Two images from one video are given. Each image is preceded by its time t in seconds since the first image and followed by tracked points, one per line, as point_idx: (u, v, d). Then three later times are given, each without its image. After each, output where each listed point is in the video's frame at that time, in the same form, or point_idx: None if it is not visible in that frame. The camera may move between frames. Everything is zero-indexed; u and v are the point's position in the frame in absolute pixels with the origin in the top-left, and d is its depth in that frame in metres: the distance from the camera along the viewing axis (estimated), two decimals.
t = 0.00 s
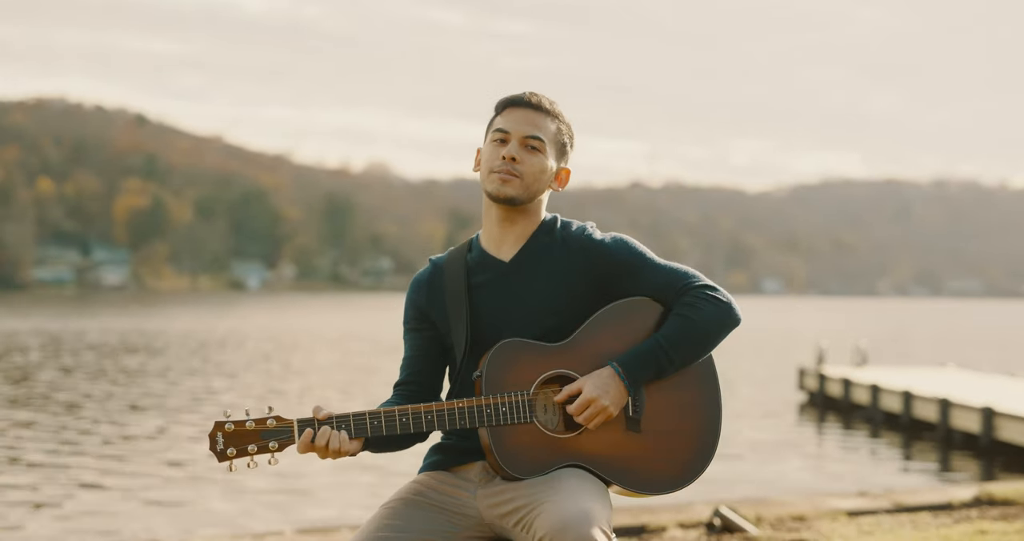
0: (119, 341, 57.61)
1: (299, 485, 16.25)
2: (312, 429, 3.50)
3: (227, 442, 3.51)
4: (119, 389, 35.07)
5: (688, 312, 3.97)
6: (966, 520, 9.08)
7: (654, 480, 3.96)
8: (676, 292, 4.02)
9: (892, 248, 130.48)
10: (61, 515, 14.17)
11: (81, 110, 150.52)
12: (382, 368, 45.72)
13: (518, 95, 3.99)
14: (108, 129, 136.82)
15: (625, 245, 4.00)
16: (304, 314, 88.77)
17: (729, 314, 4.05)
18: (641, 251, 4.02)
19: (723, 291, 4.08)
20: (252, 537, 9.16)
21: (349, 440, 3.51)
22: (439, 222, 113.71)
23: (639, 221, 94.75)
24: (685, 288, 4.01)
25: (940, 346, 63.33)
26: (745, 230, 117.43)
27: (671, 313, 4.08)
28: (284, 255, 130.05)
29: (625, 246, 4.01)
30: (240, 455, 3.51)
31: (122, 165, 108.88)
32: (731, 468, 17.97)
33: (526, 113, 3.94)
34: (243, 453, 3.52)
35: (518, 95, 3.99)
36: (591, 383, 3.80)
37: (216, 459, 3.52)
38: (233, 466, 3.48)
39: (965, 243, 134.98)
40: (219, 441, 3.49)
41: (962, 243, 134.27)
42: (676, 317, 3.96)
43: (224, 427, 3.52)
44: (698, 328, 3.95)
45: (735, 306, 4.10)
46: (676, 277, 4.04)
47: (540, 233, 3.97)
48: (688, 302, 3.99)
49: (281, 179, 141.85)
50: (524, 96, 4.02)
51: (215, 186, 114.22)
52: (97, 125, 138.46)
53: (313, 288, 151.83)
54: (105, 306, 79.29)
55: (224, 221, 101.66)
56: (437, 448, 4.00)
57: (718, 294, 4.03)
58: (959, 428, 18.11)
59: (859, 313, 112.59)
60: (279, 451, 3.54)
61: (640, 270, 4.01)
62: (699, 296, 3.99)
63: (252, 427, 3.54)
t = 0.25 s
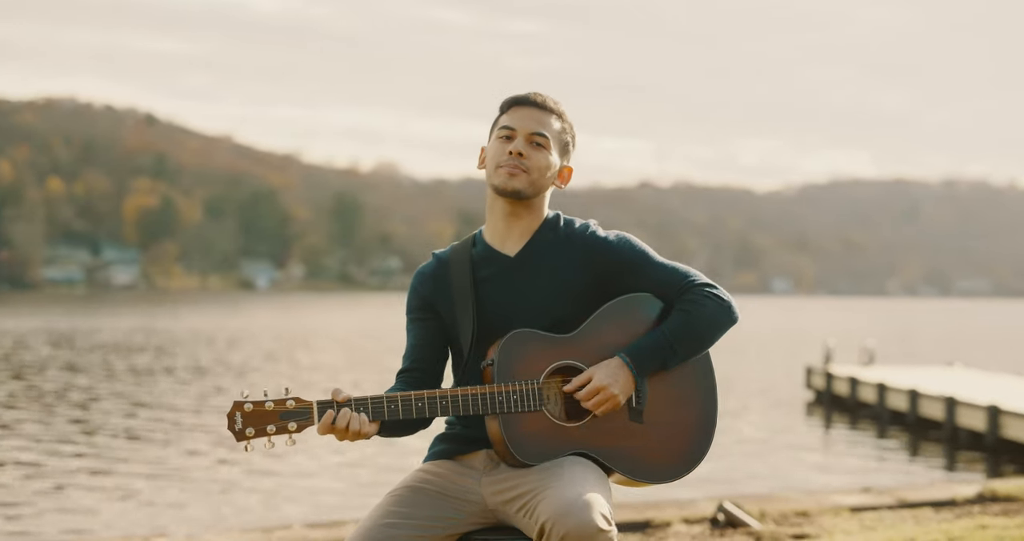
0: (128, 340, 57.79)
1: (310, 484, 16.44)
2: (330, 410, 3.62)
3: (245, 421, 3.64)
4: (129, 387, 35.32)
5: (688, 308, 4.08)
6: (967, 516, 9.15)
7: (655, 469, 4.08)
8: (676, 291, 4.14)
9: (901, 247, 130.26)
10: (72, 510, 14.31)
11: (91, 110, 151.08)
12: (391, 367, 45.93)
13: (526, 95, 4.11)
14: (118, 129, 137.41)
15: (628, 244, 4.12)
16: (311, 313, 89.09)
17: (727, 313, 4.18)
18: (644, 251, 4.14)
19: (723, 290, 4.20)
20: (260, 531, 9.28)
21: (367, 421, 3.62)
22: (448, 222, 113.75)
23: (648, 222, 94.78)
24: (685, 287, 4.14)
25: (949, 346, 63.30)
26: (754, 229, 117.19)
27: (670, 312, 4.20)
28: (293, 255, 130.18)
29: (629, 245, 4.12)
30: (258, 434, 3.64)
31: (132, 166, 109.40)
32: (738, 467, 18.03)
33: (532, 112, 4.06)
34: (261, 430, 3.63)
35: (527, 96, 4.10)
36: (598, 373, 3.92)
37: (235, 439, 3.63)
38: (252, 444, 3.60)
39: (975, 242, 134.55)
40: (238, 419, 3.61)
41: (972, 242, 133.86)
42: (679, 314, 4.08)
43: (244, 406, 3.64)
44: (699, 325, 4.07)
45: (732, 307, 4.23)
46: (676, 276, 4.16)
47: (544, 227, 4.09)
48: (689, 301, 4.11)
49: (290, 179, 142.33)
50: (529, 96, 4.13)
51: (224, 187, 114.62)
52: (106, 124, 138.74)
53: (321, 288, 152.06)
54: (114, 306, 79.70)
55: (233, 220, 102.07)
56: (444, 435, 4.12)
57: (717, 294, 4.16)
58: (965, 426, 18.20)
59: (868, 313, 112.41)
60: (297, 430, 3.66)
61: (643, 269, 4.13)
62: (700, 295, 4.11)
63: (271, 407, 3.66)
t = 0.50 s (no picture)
0: (133, 340, 57.89)
1: (316, 481, 16.56)
2: (347, 386, 3.70)
3: (266, 396, 3.72)
4: (134, 386, 35.46)
5: (690, 303, 4.19)
6: (965, 509, 9.25)
7: (657, 456, 4.19)
8: (679, 286, 4.24)
9: (906, 246, 130.13)
10: (81, 506, 14.39)
11: (97, 110, 151.44)
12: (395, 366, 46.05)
13: (532, 89, 4.18)
14: (124, 128, 137.75)
15: (632, 239, 4.21)
16: (316, 313, 89.31)
17: (728, 307, 4.27)
18: (647, 246, 4.24)
19: (723, 287, 4.30)
20: (268, 524, 9.36)
21: (387, 396, 3.70)
22: (453, 221, 113.88)
23: (652, 221, 94.83)
24: (687, 283, 4.24)
25: (953, 345, 63.38)
26: (760, 228, 117.13)
27: (673, 305, 4.29)
28: (298, 254, 130.25)
29: (633, 240, 4.21)
30: (276, 409, 3.72)
31: (138, 166, 109.68)
32: (743, 465, 18.10)
33: (537, 106, 4.14)
34: (280, 406, 3.72)
35: (533, 91, 4.18)
36: (605, 359, 4.02)
37: (257, 412, 3.72)
38: (272, 418, 3.69)
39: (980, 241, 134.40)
40: (260, 394, 3.69)
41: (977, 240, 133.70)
42: (681, 309, 4.18)
43: (265, 379, 3.72)
44: (699, 318, 4.17)
45: (733, 302, 4.32)
46: (678, 272, 4.26)
47: (550, 220, 4.16)
48: (690, 296, 4.21)
49: (295, 179, 142.56)
50: (536, 91, 4.21)
51: (229, 187, 114.84)
52: (111, 124, 138.88)
53: (326, 288, 152.18)
54: (121, 305, 79.98)
55: (239, 219, 102.31)
56: (450, 421, 4.21)
57: (717, 290, 4.26)
58: (969, 423, 18.28)
59: (873, 312, 112.36)
60: (318, 406, 3.75)
61: (646, 263, 4.23)
62: (702, 291, 4.21)
63: (293, 382, 3.74)
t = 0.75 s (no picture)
0: (139, 338, 58.20)
1: (322, 475, 16.69)
2: (358, 370, 3.82)
3: (279, 380, 3.84)
4: (140, 384, 35.64)
5: (690, 296, 4.29)
6: (966, 501, 9.34)
7: (658, 441, 4.29)
8: (679, 278, 4.35)
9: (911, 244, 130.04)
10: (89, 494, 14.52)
11: (103, 110, 151.92)
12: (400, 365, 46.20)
13: (534, 85, 4.23)
14: (129, 127, 138.16)
15: (634, 231, 4.31)
16: (321, 311, 89.54)
17: (727, 299, 4.38)
18: (648, 238, 4.34)
19: (723, 279, 4.41)
20: (275, 516, 9.46)
21: (398, 382, 3.82)
22: (459, 219, 114.04)
23: (657, 219, 94.92)
24: (688, 275, 4.34)
25: (957, 344, 63.40)
26: (765, 227, 117.18)
27: (674, 296, 4.40)
28: (304, 253, 130.62)
29: (634, 233, 4.31)
30: (287, 394, 3.84)
31: (143, 164, 110.03)
32: (746, 462, 18.17)
33: (538, 103, 4.19)
34: (291, 390, 3.84)
35: (535, 86, 4.24)
36: (609, 351, 4.12)
37: (268, 395, 3.85)
38: (284, 403, 3.80)
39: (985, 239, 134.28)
40: (272, 377, 3.82)
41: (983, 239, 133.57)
42: (683, 300, 4.29)
43: (277, 365, 3.84)
44: (700, 308, 4.28)
45: (734, 295, 4.42)
46: (679, 263, 4.37)
47: (553, 213, 4.26)
48: (691, 287, 4.31)
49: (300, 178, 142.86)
50: (537, 89, 4.23)
51: (234, 186, 115.17)
52: (117, 125, 139.46)
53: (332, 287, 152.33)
54: (126, 303, 80.25)
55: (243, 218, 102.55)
56: (456, 408, 4.33)
57: (717, 283, 4.37)
58: (970, 419, 18.38)
59: (877, 311, 112.33)
60: (327, 392, 3.86)
61: (647, 254, 4.33)
62: (702, 283, 4.31)
63: (304, 367, 3.87)
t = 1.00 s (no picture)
0: (143, 338, 58.42)
1: (327, 471, 16.81)
2: (365, 364, 3.93)
3: (287, 374, 3.96)
4: (144, 383, 35.78)
5: (686, 291, 4.42)
6: (963, 497, 9.45)
7: (655, 433, 4.41)
8: (675, 274, 4.47)
9: (915, 243, 130.01)
10: (94, 484, 14.64)
11: (108, 110, 152.19)
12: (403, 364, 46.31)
13: (529, 90, 4.26)
14: (133, 127, 138.37)
15: (631, 228, 4.44)
16: (325, 310, 89.72)
17: (723, 295, 4.50)
18: (645, 234, 4.46)
19: (719, 275, 4.53)
20: (279, 512, 9.58)
21: (404, 375, 3.93)
22: (463, 218, 114.32)
23: (660, 219, 95.00)
24: (684, 270, 4.47)
25: (961, 343, 63.40)
26: (768, 227, 117.31)
27: (670, 292, 4.52)
28: (308, 252, 130.84)
29: (632, 229, 4.43)
30: (295, 385, 3.96)
31: (147, 164, 110.21)
32: (748, 460, 18.29)
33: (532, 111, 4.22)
34: (299, 383, 3.95)
35: (531, 90, 4.27)
36: (605, 343, 4.25)
37: (276, 389, 3.96)
38: (291, 395, 3.92)
39: (989, 238, 134.21)
40: (280, 370, 3.93)
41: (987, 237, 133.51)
42: (679, 296, 4.42)
43: (286, 357, 3.95)
44: (696, 303, 4.41)
45: (727, 291, 4.55)
46: (675, 259, 4.49)
47: (552, 211, 4.36)
48: (688, 283, 4.44)
49: (303, 177, 143.01)
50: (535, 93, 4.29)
51: (238, 185, 115.35)
52: (121, 124, 139.77)
53: (336, 287, 152.61)
54: (130, 302, 80.43)
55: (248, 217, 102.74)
56: (458, 399, 4.45)
57: (712, 277, 4.49)
58: (971, 417, 18.48)
59: (881, 310, 112.33)
60: (333, 383, 3.97)
61: (644, 251, 4.46)
62: (697, 278, 4.44)
63: (311, 359, 3.97)
